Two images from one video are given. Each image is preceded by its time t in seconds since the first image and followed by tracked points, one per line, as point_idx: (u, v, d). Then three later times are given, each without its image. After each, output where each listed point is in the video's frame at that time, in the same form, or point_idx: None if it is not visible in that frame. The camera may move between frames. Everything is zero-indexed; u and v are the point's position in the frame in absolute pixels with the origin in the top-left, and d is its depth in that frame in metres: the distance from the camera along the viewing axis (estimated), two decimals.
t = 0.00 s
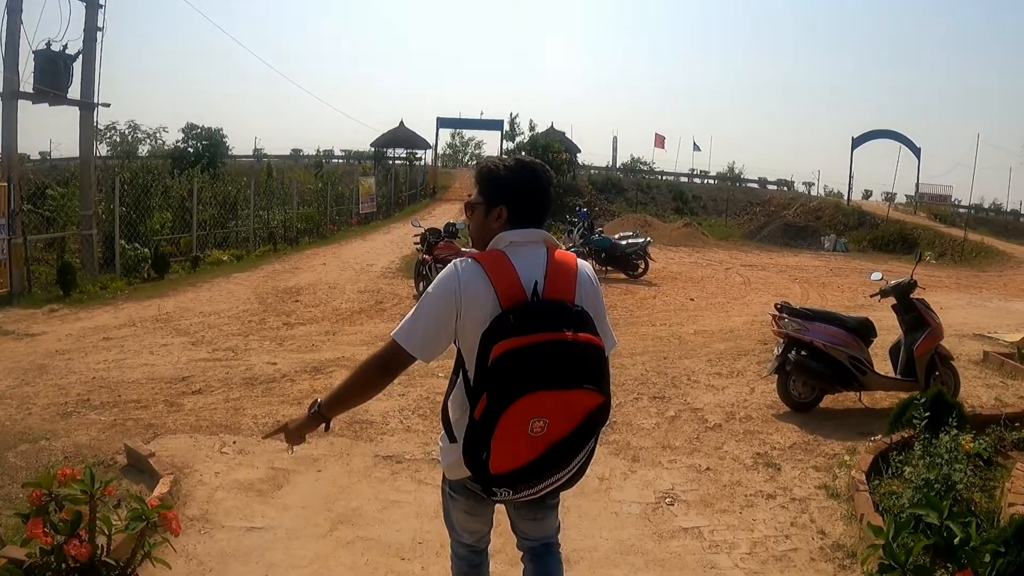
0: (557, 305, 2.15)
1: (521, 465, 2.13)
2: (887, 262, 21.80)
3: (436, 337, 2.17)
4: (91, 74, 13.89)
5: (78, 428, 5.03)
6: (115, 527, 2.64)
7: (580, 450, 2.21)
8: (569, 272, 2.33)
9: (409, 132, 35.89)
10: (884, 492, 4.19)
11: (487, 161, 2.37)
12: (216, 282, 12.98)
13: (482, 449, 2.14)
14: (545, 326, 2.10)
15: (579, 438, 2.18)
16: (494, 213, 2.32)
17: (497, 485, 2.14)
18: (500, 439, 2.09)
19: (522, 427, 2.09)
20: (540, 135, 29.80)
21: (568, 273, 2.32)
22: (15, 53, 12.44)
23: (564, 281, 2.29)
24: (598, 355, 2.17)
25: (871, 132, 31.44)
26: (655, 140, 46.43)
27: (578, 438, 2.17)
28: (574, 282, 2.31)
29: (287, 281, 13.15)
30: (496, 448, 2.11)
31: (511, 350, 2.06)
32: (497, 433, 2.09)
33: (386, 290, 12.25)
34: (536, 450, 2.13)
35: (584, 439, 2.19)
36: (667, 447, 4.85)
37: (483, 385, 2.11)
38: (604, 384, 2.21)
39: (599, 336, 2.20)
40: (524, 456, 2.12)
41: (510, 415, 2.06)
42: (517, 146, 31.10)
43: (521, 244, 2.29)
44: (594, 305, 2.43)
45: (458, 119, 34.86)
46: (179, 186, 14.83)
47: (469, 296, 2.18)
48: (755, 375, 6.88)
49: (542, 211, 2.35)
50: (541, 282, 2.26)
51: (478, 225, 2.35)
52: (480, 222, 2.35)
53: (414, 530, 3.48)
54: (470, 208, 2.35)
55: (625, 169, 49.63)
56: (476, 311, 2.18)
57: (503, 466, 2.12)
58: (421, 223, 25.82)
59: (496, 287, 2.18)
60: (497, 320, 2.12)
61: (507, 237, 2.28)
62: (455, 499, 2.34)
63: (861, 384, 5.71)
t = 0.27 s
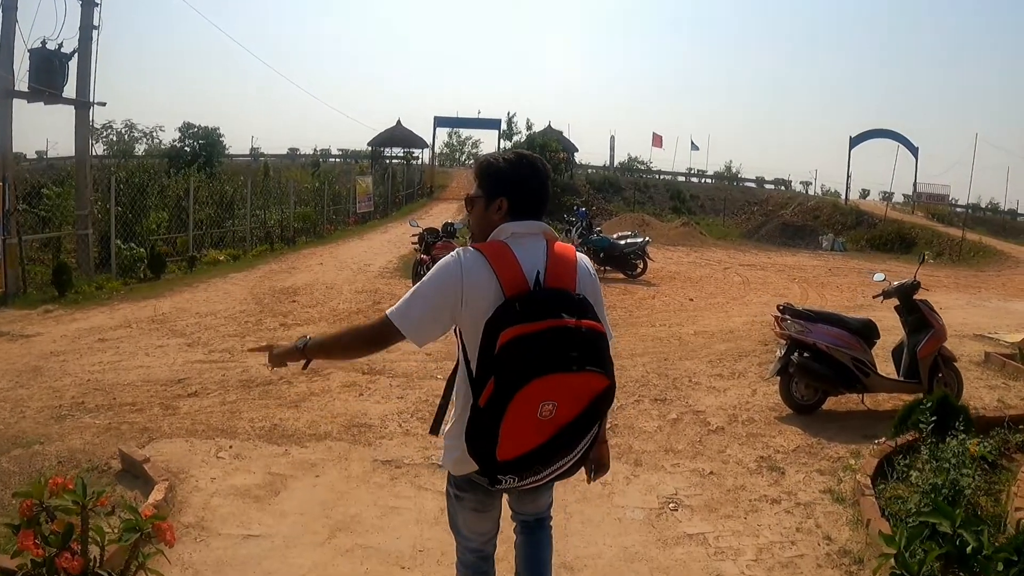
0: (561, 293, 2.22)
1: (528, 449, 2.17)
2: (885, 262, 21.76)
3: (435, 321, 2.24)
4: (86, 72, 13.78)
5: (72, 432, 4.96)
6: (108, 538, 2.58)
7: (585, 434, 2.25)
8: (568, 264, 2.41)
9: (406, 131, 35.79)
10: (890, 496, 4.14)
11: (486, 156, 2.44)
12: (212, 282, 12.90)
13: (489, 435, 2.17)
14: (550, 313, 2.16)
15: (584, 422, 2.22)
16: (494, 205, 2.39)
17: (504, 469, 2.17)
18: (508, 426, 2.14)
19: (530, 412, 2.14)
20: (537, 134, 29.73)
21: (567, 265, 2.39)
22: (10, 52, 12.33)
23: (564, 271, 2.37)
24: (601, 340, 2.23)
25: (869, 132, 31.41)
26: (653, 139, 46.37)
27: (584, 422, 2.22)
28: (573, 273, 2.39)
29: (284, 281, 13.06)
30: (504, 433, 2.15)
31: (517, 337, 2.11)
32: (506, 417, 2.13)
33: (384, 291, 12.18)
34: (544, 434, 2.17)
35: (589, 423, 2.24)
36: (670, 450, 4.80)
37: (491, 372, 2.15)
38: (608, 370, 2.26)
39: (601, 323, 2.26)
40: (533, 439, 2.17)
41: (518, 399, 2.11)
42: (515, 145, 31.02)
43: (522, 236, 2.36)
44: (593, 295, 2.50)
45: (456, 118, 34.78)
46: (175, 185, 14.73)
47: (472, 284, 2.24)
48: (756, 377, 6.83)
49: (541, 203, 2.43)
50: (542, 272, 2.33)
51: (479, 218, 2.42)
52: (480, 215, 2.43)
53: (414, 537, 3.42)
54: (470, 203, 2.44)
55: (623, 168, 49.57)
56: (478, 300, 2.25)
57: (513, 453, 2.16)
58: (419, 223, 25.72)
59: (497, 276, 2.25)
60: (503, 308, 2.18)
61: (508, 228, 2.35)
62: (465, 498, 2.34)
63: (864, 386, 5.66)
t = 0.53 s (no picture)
0: (558, 286, 2.24)
1: (526, 440, 2.16)
2: (882, 262, 21.75)
3: (429, 307, 2.26)
4: (80, 71, 13.67)
5: (65, 435, 4.88)
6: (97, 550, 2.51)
7: (583, 427, 2.25)
8: (567, 259, 2.42)
9: (402, 129, 35.70)
10: (893, 500, 4.09)
11: (484, 154, 2.41)
12: (207, 282, 12.81)
13: (487, 425, 2.17)
14: (547, 304, 2.18)
15: (581, 414, 2.22)
16: (493, 203, 2.38)
17: (502, 460, 2.16)
18: (507, 416, 2.13)
19: (527, 401, 2.13)
20: (534, 134, 29.66)
21: (565, 260, 2.40)
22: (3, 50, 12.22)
23: (562, 267, 2.37)
24: (598, 332, 2.24)
25: (865, 132, 31.43)
26: (649, 138, 46.36)
27: (581, 414, 2.21)
28: (572, 268, 2.40)
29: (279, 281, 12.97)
30: (502, 423, 2.14)
31: (514, 327, 2.13)
32: (503, 407, 2.13)
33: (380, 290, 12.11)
34: (541, 425, 2.16)
35: (586, 415, 2.23)
36: (670, 454, 4.75)
37: (489, 363, 2.16)
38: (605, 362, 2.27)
39: (598, 316, 2.27)
40: (531, 429, 2.16)
41: (515, 388, 2.11)
42: (511, 144, 30.94)
43: (520, 232, 2.36)
44: (593, 292, 2.50)
45: (452, 117, 34.70)
46: (170, 184, 14.64)
47: (471, 276, 2.26)
48: (756, 378, 6.78)
49: (538, 201, 2.43)
50: (541, 267, 2.34)
51: (477, 215, 2.40)
52: (478, 211, 2.41)
53: (412, 544, 3.36)
54: (469, 201, 2.42)
55: (619, 167, 49.55)
56: (475, 291, 2.26)
57: (511, 443, 2.14)
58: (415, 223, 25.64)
59: (496, 269, 2.26)
60: (502, 300, 2.19)
61: (506, 224, 2.35)
62: (473, 497, 2.31)
63: (864, 388, 5.62)
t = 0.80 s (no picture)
0: (554, 285, 2.20)
1: (517, 438, 2.13)
2: (880, 262, 21.73)
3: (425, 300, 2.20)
4: (76, 70, 13.57)
5: (58, 439, 4.81)
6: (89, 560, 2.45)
7: (575, 426, 2.21)
8: (565, 262, 2.36)
9: (400, 128, 35.61)
10: (899, 504, 4.04)
11: (482, 161, 2.39)
12: (203, 282, 12.73)
13: (479, 423, 2.14)
14: (542, 302, 2.14)
15: (573, 413, 2.18)
16: (492, 207, 2.33)
17: (492, 458, 2.13)
18: (499, 414, 2.10)
19: (519, 400, 2.10)
20: (532, 133, 29.59)
21: (562, 262, 2.34)
22: None
23: (559, 269, 2.30)
24: (592, 331, 2.20)
25: (863, 132, 31.40)
26: (647, 138, 46.32)
27: (573, 413, 2.18)
28: (569, 271, 2.33)
29: (277, 281, 12.90)
30: (494, 421, 2.12)
31: (508, 325, 2.09)
32: (495, 405, 2.10)
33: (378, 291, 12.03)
34: (532, 423, 2.13)
35: (579, 414, 2.20)
36: (673, 457, 4.69)
37: (482, 360, 2.12)
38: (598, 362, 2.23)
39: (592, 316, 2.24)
40: (525, 429, 2.12)
41: (507, 385, 2.08)
42: (509, 143, 30.86)
43: (519, 235, 2.29)
44: (590, 294, 2.44)
45: (450, 116, 34.61)
46: (167, 183, 14.54)
47: (469, 275, 2.20)
48: (757, 380, 6.72)
49: (538, 206, 2.39)
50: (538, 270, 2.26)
51: (476, 220, 2.36)
52: (478, 216, 2.36)
53: (411, 552, 3.29)
54: (468, 206, 2.38)
55: (616, 167, 49.52)
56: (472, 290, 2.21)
57: (502, 441, 2.12)
58: (412, 223, 25.56)
59: (494, 269, 2.20)
60: (497, 300, 2.15)
61: (506, 228, 2.29)
62: (476, 498, 2.25)
63: (867, 389, 5.57)
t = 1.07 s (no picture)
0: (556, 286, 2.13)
1: (511, 435, 2.07)
2: (881, 262, 21.67)
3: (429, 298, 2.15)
4: (75, 69, 13.50)
5: (54, 442, 4.74)
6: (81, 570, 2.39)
7: (570, 427, 2.15)
8: (568, 266, 2.29)
9: (400, 128, 35.54)
10: (907, 509, 3.97)
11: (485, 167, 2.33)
12: (202, 282, 12.66)
13: (473, 419, 2.09)
14: (542, 302, 2.08)
15: (568, 414, 2.12)
16: (494, 213, 2.27)
17: (485, 454, 2.08)
18: (494, 412, 2.05)
19: (513, 398, 2.05)
20: (532, 133, 29.53)
21: (565, 266, 2.27)
22: None
23: (561, 272, 2.24)
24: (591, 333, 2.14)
25: (864, 132, 31.36)
26: (647, 138, 46.28)
27: (567, 414, 2.12)
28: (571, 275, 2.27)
29: (276, 281, 12.84)
30: (488, 417, 2.07)
31: (507, 324, 2.04)
32: (490, 402, 2.05)
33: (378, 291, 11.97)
34: (526, 421, 2.07)
35: (573, 416, 2.14)
36: (677, 461, 4.62)
37: (479, 358, 2.07)
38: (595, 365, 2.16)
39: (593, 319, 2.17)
40: (518, 427, 2.07)
41: (502, 382, 2.03)
42: (510, 143, 30.79)
43: (523, 238, 2.24)
44: (592, 300, 2.37)
45: (451, 116, 34.55)
46: (166, 183, 14.47)
47: (472, 275, 2.14)
48: (761, 382, 6.65)
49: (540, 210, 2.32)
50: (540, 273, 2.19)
51: (479, 226, 2.30)
52: (481, 223, 2.30)
53: (412, 559, 3.23)
54: (471, 213, 2.31)
55: (617, 167, 49.47)
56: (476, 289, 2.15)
57: (495, 437, 2.06)
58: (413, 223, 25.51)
59: (497, 270, 2.14)
60: (497, 300, 2.09)
61: (509, 232, 2.23)
62: (478, 496, 2.18)
63: (873, 392, 5.51)
